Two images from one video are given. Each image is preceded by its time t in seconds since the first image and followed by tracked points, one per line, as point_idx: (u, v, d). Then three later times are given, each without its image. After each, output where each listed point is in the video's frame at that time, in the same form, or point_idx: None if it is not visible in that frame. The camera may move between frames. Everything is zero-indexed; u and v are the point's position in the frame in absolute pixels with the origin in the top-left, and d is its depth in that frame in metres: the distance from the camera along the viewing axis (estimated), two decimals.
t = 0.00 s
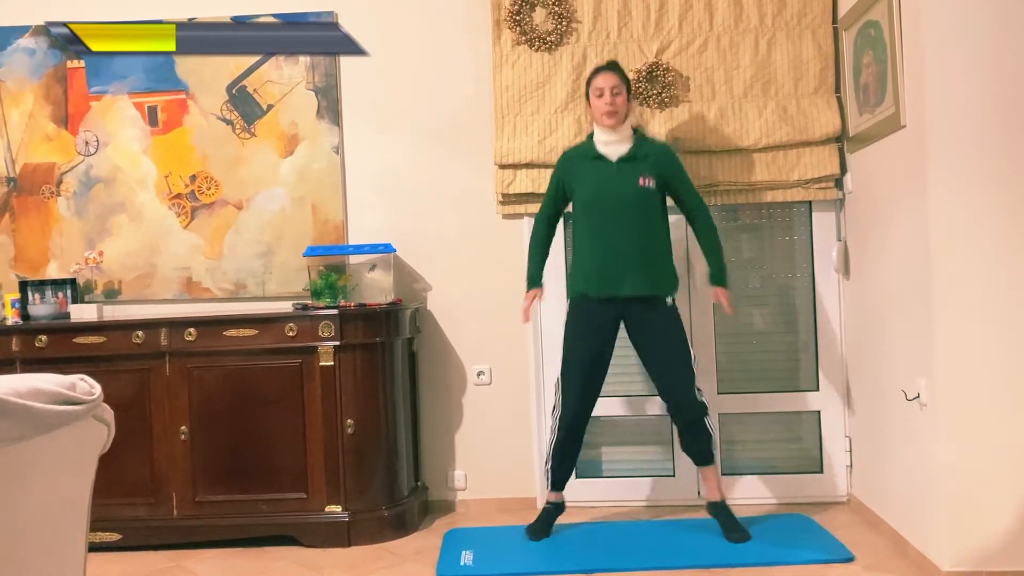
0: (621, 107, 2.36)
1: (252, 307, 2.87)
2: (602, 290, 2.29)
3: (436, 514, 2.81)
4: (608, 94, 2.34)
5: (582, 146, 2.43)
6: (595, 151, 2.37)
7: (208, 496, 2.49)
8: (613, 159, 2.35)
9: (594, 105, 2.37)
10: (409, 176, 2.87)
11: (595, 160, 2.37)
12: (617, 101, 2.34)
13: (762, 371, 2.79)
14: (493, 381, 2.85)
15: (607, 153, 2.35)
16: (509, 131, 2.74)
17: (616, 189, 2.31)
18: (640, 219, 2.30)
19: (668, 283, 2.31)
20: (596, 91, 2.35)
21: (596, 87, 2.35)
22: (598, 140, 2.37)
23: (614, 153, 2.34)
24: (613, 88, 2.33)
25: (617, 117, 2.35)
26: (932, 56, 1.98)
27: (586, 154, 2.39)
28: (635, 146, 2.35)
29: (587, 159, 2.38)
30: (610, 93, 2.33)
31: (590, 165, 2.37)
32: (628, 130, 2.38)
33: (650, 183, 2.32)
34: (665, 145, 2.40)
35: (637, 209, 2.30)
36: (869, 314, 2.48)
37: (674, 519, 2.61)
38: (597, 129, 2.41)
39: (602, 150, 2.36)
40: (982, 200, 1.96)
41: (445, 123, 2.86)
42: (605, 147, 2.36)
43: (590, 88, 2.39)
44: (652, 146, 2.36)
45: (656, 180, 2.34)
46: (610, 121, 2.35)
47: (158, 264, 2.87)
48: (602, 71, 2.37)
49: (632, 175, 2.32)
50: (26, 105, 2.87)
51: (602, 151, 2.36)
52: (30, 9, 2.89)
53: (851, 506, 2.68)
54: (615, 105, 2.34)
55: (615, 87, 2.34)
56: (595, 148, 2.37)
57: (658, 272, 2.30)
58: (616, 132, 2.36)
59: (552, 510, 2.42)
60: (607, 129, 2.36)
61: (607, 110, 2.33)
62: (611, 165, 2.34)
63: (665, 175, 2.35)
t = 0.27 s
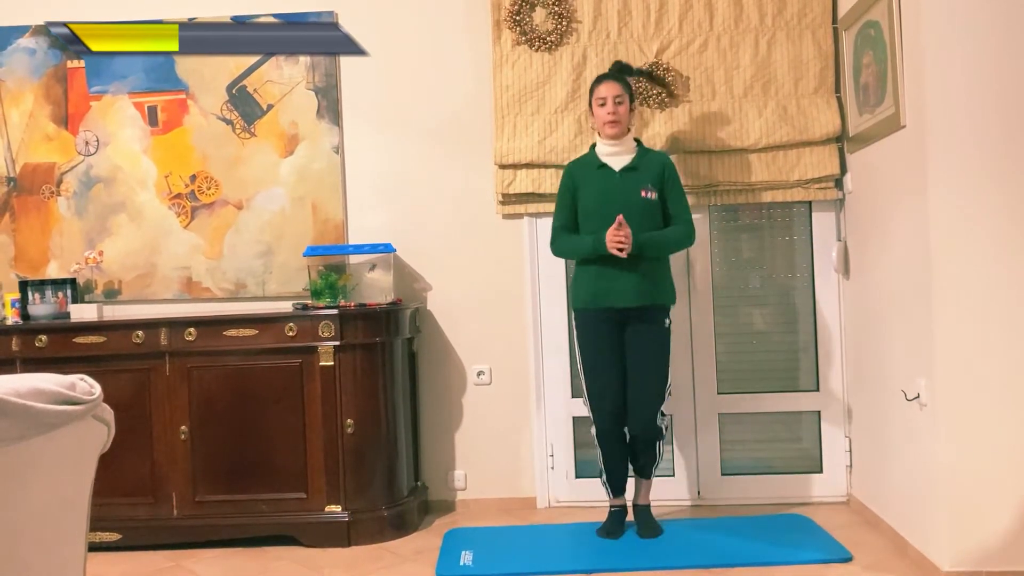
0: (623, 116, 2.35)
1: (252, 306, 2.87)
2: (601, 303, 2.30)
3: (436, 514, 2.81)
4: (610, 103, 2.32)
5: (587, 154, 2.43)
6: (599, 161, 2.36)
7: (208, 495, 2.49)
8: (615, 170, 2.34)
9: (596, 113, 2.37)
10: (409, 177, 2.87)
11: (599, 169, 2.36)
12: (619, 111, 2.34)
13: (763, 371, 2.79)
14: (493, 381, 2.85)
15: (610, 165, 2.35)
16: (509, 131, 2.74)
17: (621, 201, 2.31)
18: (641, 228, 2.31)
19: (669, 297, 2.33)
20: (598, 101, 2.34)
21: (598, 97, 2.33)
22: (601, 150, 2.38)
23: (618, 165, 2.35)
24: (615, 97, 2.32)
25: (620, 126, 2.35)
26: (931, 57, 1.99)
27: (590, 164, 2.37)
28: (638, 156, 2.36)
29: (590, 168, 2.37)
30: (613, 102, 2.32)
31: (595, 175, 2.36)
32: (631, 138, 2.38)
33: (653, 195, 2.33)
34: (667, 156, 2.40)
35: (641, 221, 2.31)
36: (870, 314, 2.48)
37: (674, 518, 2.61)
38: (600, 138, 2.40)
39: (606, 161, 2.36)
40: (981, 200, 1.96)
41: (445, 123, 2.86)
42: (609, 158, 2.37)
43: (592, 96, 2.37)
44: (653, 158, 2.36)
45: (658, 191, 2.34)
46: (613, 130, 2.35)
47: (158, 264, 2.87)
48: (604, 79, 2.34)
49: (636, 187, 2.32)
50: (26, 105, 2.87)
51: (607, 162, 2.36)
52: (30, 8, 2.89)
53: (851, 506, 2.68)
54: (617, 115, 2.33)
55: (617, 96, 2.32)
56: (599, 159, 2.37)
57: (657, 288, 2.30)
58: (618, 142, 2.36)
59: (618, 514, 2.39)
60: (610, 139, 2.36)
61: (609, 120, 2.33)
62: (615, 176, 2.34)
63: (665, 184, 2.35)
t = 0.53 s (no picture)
0: (625, 89, 2.34)
1: (252, 306, 2.87)
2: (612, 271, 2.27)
3: (436, 514, 2.81)
4: (611, 76, 2.32)
5: (587, 126, 2.42)
6: (600, 130, 2.36)
7: (208, 495, 2.49)
8: (617, 139, 2.34)
9: (597, 87, 2.36)
10: (409, 176, 2.87)
11: (600, 140, 2.36)
12: (621, 84, 2.33)
13: (763, 371, 2.79)
14: (493, 381, 2.84)
15: (611, 134, 2.35)
16: (509, 131, 2.74)
17: (622, 170, 2.30)
18: (647, 196, 2.30)
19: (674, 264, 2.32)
20: (600, 74, 2.34)
21: (600, 69, 2.33)
22: (603, 120, 2.36)
23: (620, 132, 2.34)
24: (616, 70, 2.32)
25: (621, 99, 2.34)
26: (931, 56, 1.99)
27: (591, 134, 2.37)
28: (640, 124, 2.35)
29: (591, 139, 2.37)
30: (614, 75, 2.32)
31: (596, 144, 2.35)
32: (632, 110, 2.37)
33: (654, 163, 2.33)
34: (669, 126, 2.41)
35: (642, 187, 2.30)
36: (870, 315, 2.48)
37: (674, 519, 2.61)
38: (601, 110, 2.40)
39: (606, 130, 2.35)
40: (981, 199, 1.96)
41: (445, 123, 2.86)
42: (610, 128, 2.36)
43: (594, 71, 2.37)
44: (656, 125, 2.38)
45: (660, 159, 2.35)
46: (614, 103, 2.34)
47: (158, 264, 2.87)
48: (606, 53, 2.35)
49: (638, 153, 2.32)
50: (26, 104, 2.87)
51: (607, 131, 2.35)
52: (30, 8, 2.89)
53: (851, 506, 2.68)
54: (619, 88, 2.33)
55: (619, 69, 2.32)
56: (600, 128, 2.36)
57: (659, 255, 2.30)
58: (619, 113, 2.35)
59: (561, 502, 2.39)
60: (611, 111, 2.35)
61: (610, 93, 2.33)
62: (616, 144, 2.34)
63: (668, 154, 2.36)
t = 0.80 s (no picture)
0: (628, 111, 2.32)
1: (251, 306, 2.87)
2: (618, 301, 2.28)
3: (436, 514, 2.81)
4: (615, 97, 2.30)
5: (588, 147, 2.40)
6: (601, 155, 2.33)
7: (208, 495, 2.49)
8: (618, 165, 2.31)
9: (600, 107, 2.34)
10: (409, 176, 2.87)
11: (600, 165, 2.34)
12: (624, 104, 2.31)
13: (763, 371, 2.79)
14: (493, 381, 2.84)
15: (611, 159, 2.32)
16: (509, 131, 2.74)
17: (621, 199, 2.30)
18: (645, 227, 2.29)
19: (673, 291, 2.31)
20: (602, 95, 2.31)
21: (603, 90, 2.31)
22: (604, 143, 2.34)
23: (620, 159, 2.31)
24: (620, 91, 2.30)
25: (625, 120, 2.32)
26: (931, 56, 1.99)
27: (591, 159, 2.35)
28: (640, 152, 2.32)
29: (592, 164, 2.35)
30: (617, 96, 2.30)
31: (596, 171, 2.33)
32: (635, 133, 2.34)
33: (654, 191, 2.31)
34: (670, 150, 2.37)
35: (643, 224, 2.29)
36: (870, 314, 2.47)
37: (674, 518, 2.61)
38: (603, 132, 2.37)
39: (607, 154, 2.33)
40: (981, 199, 1.96)
41: (445, 123, 2.86)
42: (613, 152, 2.33)
43: (597, 91, 2.35)
44: (656, 152, 2.34)
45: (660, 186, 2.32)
46: (617, 125, 2.32)
47: (158, 263, 2.87)
48: (610, 73, 2.33)
49: (638, 181, 2.30)
50: (26, 104, 2.87)
51: (608, 155, 2.33)
52: (30, 7, 2.89)
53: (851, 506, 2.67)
54: (622, 108, 2.30)
55: (622, 90, 2.30)
56: (601, 152, 2.34)
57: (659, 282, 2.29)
58: (622, 136, 2.32)
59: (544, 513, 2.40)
60: (614, 133, 2.33)
61: (613, 113, 2.30)
62: (616, 171, 2.32)
63: (668, 181, 2.34)
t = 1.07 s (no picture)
0: (625, 106, 2.33)
1: (251, 305, 2.87)
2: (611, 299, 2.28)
3: (436, 513, 2.81)
4: (612, 94, 2.30)
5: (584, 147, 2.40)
6: (597, 152, 2.34)
7: (208, 494, 2.49)
8: (614, 162, 2.32)
9: (597, 104, 2.35)
10: (409, 176, 2.87)
11: (597, 162, 2.34)
12: (621, 101, 2.32)
13: (763, 370, 2.79)
14: (493, 381, 2.84)
15: (609, 155, 2.33)
16: (509, 130, 2.74)
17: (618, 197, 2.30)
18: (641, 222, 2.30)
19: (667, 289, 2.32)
20: (601, 90, 2.31)
21: (601, 86, 2.31)
22: (600, 140, 2.35)
23: (615, 156, 2.32)
24: (617, 87, 2.30)
25: (621, 116, 2.33)
26: (930, 55, 1.99)
27: (588, 156, 2.35)
28: (637, 150, 2.33)
29: (589, 161, 2.35)
30: (615, 92, 2.30)
31: (593, 168, 2.34)
32: (632, 129, 2.35)
33: (649, 188, 2.31)
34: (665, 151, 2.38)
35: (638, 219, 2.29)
36: (870, 314, 2.47)
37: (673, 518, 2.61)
38: (600, 128, 2.38)
39: (604, 151, 2.33)
40: (981, 198, 1.96)
41: (445, 122, 2.86)
42: (609, 148, 2.33)
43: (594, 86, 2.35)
44: (652, 151, 2.35)
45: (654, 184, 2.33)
46: (614, 121, 2.33)
47: (158, 263, 2.87)
48: (607, 69, 2.32)
49: (633, 180, 2.31)
50: (26, 103, 2.86)
51: (605, 152, 2.33)
52: (30, 7, 2.89)
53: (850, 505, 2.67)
54: (619, 105, 2.31)
55: (619, 86, 2.30)
56: (597, 150, 2.34)
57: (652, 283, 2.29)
58: (620, 132, 2.33)
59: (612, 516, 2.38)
60: (611, 129, 2.34)
61: (610, 110, 2.31)
62: (612, 168, 2.32)
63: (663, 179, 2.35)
